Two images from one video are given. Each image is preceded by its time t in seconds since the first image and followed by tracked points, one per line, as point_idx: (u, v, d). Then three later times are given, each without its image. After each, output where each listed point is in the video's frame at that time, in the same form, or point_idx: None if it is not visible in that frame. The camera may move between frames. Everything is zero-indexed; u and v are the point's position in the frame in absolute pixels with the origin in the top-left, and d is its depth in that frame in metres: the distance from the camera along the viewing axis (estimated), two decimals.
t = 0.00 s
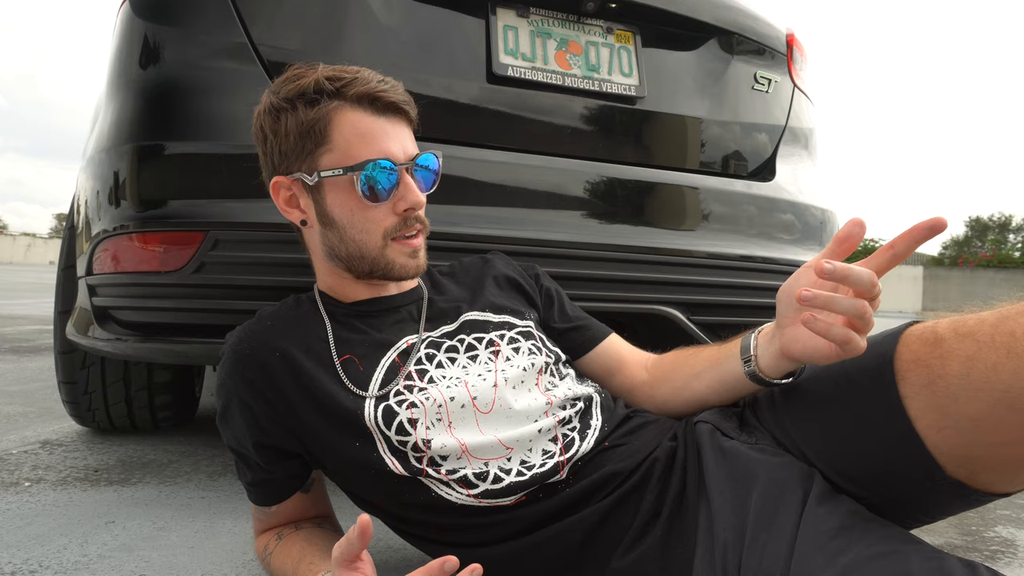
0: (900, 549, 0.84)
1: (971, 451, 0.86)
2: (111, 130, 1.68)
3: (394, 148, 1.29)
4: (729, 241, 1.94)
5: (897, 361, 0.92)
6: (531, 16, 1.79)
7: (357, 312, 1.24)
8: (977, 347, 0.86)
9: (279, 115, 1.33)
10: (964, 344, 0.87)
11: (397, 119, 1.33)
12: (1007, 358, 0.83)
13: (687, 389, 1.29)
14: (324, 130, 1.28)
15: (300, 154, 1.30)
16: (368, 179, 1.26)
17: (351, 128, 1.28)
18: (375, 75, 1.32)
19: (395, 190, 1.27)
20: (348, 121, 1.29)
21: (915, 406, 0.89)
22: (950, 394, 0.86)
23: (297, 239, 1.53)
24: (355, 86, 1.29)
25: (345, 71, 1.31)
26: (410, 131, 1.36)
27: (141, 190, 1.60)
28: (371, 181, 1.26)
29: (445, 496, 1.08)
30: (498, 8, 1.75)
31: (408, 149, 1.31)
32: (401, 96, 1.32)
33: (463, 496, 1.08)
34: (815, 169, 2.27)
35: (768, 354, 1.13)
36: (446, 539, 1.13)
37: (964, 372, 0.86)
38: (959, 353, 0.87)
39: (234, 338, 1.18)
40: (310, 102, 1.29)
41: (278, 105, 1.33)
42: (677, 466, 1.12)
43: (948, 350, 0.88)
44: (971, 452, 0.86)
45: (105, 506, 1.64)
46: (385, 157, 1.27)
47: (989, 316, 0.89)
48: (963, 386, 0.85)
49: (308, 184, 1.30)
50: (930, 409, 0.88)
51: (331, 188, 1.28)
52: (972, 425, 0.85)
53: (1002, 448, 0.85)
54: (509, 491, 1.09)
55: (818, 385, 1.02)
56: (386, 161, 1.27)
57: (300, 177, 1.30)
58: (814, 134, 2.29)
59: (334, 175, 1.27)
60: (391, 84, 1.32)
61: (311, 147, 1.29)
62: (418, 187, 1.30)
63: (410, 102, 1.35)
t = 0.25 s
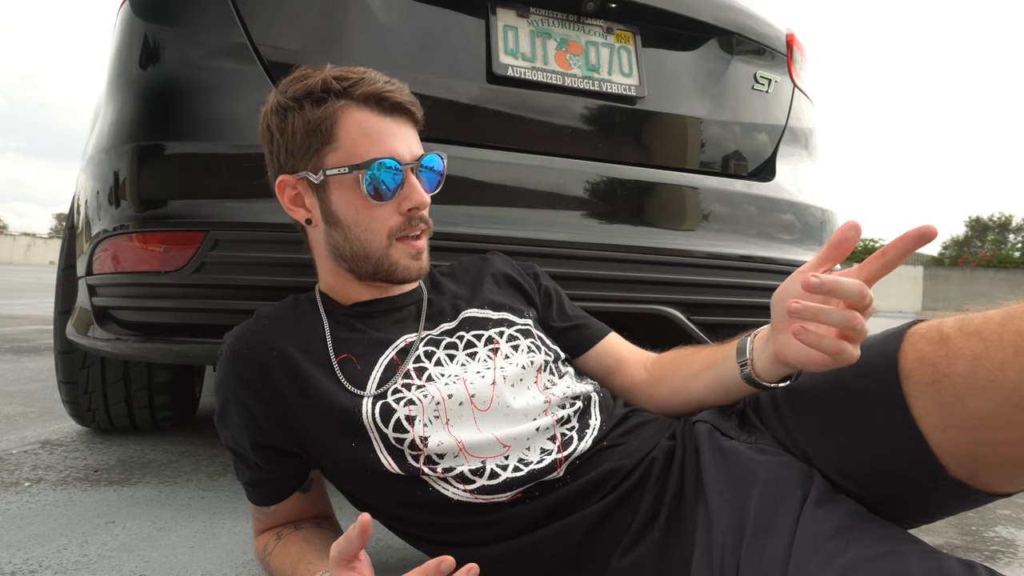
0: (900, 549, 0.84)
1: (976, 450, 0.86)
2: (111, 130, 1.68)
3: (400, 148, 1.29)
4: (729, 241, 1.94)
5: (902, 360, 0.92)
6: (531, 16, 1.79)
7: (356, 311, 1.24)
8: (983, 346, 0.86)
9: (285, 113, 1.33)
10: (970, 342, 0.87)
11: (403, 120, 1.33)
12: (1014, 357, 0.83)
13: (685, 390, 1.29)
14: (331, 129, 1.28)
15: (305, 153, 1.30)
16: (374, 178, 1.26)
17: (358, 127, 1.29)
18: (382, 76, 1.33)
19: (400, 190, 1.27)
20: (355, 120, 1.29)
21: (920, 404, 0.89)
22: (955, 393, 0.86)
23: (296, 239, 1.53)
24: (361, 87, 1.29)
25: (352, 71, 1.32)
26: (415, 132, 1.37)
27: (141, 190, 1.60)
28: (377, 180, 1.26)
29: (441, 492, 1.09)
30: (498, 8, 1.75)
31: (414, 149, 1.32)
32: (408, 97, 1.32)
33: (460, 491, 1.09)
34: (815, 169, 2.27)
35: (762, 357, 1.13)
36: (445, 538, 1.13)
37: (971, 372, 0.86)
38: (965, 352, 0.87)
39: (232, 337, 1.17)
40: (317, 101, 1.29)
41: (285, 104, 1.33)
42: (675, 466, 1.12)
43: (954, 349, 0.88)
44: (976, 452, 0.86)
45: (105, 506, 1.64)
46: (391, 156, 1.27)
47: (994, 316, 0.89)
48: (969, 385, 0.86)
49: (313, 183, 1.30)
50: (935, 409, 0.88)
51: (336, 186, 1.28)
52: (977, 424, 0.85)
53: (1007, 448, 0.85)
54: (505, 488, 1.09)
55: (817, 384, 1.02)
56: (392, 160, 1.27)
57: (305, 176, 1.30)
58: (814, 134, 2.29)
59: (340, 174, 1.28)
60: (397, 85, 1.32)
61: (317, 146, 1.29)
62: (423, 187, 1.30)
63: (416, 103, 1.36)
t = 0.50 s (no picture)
0: (899, 550, 0.84)
1: (979, 451, 0.86)
2: (111, 130, 1.68)
3: (400, 147, 1.30)
4: (729, 241, 1.94)
5: (904, 360, 0.91)
6: (531, 16, 1.79)
7: (356, 311, 1.24)
8: (987, 346, 0.86)
9: (287, 113, 1.33)
10: (973, 343, 0.87)
11: (403, 121, 1.34)
12: (1018, 358, 0.83)
13: (687, 391, 1.28)
14: (333, 129, 1.29)
15: (307, 152, 1.31)
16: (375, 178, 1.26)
17: (360, 127, 1.29)
18: (383, 77, 1.34)
19: (401, 189, 1.28)
20: (357, 120, 1.30)
21: (923, 404, 0.89)
22: (959, 394, 0.86)
23: (296, 239, 1.53)
24: (364, 87, 1.30)
25: (353, 72, 1.32)
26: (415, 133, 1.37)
27: (141, 190, 1.60)
28: (378, 180, 1.26)
29: (441, 492, 1.09)
30: (498, 8, 1.75)
31: (413, 149, 1.33)
32: (409, 98, 1.33)
33: (460, 493, 1.08)
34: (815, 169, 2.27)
35: (762, 362, 1.13)
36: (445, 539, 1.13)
37: (974, 372, 0.86)
38: (969, 352, 0.87)
39: (230, 338, 1.17)
40: (319, 100, 1.29)
41: (287, 103, 1.33)
42: (675, 467, 1.12)
43: (958, 349, 0.88)
44: (978, 453, 0.86)
45: (105, 506, 1.64)
46: (392, 155, 1.28)
47: (997, 316, 0.89)
48: (972, 386, 0.86)
49: (314, 182, 1.30)
50: (938, 409, 0.88)
51: (337, 185, 1.28)
52: (979, 425, 0.85)
53: (1009, 449, 0.85)
54: (505, 489, 1.09)
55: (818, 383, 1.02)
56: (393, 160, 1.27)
57: (307, 176, 1.31)
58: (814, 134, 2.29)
59: (341, 173, 1.28)
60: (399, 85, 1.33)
61: (319, 145, 1.30)
62: (423, 187, 1.31)
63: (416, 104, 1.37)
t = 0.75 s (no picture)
0: (898, 551, 0.84)
1: (979, 450, 0.86)
2: (111, 130, 1.68)
3: (393, 141, 1.30)
4: (729, 241, 1.94)
5: (905, 361, 0.90)
6: (531, 16, 1.79)
7: (355, 311, 1.24)
8: (986, 346, 0.84)
9: (281, 110, 1.34)
10: (972, 342, 0.85)
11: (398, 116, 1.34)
12: (1018, 358, 0.81)
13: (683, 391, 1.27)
14: (325, 122, 1.29)
15: (300, 147, 1.31)
16: (366, 171, 1.26)
17: (353, 121, 1.30)
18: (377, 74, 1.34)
19: (394, 182, 1.28)
20: (349, 114, 1.30)
21: (924, 404, 0.88)
22: (958, 394, 0.85)
23: (296, 239, 1.53)
24: (357, 83, 1.31)
25: (347, 70, 1.33)
26: (410, 130, 1.37)
27: (141, 190, 1.60)
28: (370, 173, 1.26)
29: (439, 494, 1.09)
30: (498, 8, 1.75)
31: (407, 143, 1.33)
32: (403, 93, 1.33)
33: (458, 495, 1.09)
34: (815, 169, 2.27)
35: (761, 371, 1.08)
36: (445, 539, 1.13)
37: (973, 372, 0.84)
38: (968, 351, 0.85)
39: (225, 339, 1.18)
40: (313, 96, 1.31)
41: (281, 100, 1.33)
42: (672, 469, 1.12)
43: (957, 348, 0.86)
44: (978, 452, 0.86)
45: (105, 506, 1.64)
46: (384, 148, 1.28)
47: (998, 315, 0.87)
48: (971, 386, 0.84)
49: (308, 176, 1.31)
50: (938, 409, 0.87)
51: (330, 179, 1.29)
52: (978, 424, 0.84)
53: (1008, 449, 0.84)
54: (504, 491, 1.09)
55: (815, 381, 1.01)
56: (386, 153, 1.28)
57: (301, 170, 1.31)
58: (814, 134, 2.29)
59: (333, 166, 1.28)
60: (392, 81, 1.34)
61: (312, 139, 1.30)
62: (416, 181, 1.30)
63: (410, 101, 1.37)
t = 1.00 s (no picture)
0: (898, 553, 0.84)
1: (983, 451, 0.86)
2: (111, 130, 1.68)
3: (384, 140, 1.29)
4: (729, 241, 1.94)
5: (908, 362, 0.90)
6: (531, 16, 1.79)
7: (355, 311, 1.24)
8: (991, 347, 0.84)
9: (275, 112, 1.35)
10: (976, 343, 0.86)
11: (390, 113, 1.33)
12: None
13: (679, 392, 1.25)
14: (316, 123, 1.29)
15: (293, 148, 1.32)
16: (356, 171, 1.26)
17: (343, 121, 1.29)
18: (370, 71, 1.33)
19: (386, 181, 1.27)
20: (340, 114, 1.29)
21: (927, 405, 0.88)
22: (962, 396, 0.85)
23: (296, 239, 1.53)
24: (347, 81, 1.30)
25: (338, 69, 1.33)
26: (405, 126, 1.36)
27: (141, 189, 1.60)
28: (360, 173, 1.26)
29: (435, 496, 1.09)
30: (498, 8, 1.75)
31: (399, 140, 1.32)
32: (394, 89, 1.32)
33: (454, 497, 1.09)
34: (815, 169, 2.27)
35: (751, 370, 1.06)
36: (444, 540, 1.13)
37: (978, 374, 0.85)
38: (972, 353, 0.86)
39: (224, 339, 1.18)
40: (303, 97, 1.31)
41: (274, 102, 1.34)
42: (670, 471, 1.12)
43: (961, 349, 0.86)
44: (983, 453, 0.86)
45: (105, 507, 1.64)
46: (374, 147, 1.28)
47: (1002, 316, 0.87)
48: (976, 388, 0.84)
49: (301, 177, 1.31)
50: (941, 411, 0.87)
51: (322, 180, 1.29)
52: (986, 427, 0.84)
53: (1013, 451, 0.85)
54: (500, 492, 1.09)
55: (817, 381, 1.01)
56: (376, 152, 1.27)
57: (294, 171, 1.32)
58: (814, 134, 2.29)
59: (325, 166, 1.28)
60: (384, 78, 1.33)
61: (305, 140, 1.31)
62: (409, 179, 1.29)
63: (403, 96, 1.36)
